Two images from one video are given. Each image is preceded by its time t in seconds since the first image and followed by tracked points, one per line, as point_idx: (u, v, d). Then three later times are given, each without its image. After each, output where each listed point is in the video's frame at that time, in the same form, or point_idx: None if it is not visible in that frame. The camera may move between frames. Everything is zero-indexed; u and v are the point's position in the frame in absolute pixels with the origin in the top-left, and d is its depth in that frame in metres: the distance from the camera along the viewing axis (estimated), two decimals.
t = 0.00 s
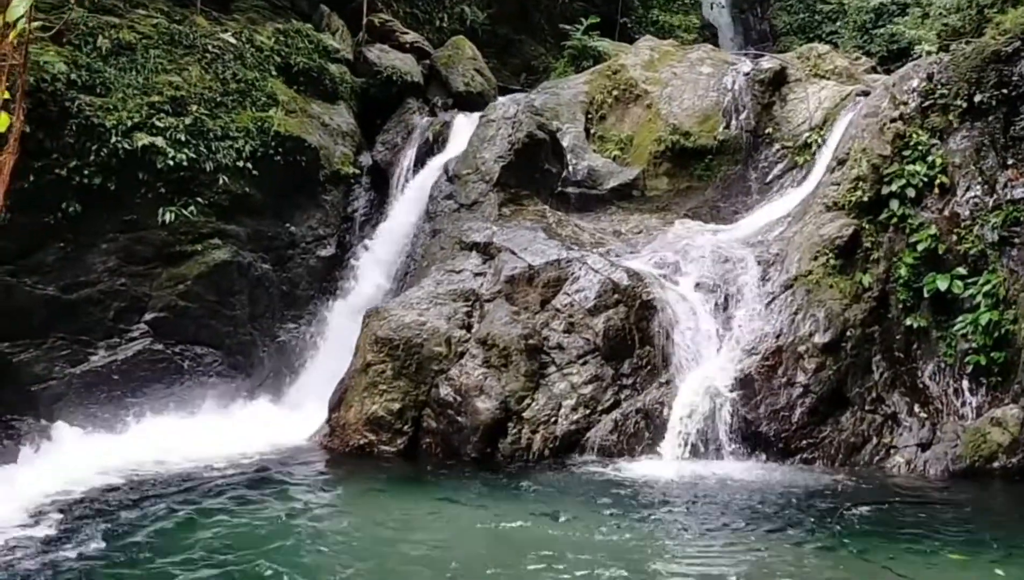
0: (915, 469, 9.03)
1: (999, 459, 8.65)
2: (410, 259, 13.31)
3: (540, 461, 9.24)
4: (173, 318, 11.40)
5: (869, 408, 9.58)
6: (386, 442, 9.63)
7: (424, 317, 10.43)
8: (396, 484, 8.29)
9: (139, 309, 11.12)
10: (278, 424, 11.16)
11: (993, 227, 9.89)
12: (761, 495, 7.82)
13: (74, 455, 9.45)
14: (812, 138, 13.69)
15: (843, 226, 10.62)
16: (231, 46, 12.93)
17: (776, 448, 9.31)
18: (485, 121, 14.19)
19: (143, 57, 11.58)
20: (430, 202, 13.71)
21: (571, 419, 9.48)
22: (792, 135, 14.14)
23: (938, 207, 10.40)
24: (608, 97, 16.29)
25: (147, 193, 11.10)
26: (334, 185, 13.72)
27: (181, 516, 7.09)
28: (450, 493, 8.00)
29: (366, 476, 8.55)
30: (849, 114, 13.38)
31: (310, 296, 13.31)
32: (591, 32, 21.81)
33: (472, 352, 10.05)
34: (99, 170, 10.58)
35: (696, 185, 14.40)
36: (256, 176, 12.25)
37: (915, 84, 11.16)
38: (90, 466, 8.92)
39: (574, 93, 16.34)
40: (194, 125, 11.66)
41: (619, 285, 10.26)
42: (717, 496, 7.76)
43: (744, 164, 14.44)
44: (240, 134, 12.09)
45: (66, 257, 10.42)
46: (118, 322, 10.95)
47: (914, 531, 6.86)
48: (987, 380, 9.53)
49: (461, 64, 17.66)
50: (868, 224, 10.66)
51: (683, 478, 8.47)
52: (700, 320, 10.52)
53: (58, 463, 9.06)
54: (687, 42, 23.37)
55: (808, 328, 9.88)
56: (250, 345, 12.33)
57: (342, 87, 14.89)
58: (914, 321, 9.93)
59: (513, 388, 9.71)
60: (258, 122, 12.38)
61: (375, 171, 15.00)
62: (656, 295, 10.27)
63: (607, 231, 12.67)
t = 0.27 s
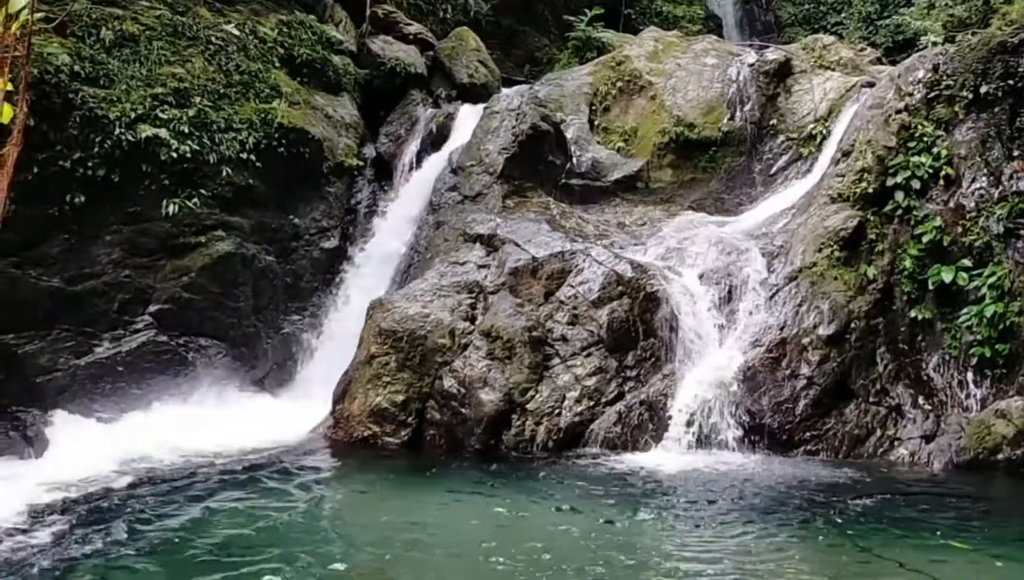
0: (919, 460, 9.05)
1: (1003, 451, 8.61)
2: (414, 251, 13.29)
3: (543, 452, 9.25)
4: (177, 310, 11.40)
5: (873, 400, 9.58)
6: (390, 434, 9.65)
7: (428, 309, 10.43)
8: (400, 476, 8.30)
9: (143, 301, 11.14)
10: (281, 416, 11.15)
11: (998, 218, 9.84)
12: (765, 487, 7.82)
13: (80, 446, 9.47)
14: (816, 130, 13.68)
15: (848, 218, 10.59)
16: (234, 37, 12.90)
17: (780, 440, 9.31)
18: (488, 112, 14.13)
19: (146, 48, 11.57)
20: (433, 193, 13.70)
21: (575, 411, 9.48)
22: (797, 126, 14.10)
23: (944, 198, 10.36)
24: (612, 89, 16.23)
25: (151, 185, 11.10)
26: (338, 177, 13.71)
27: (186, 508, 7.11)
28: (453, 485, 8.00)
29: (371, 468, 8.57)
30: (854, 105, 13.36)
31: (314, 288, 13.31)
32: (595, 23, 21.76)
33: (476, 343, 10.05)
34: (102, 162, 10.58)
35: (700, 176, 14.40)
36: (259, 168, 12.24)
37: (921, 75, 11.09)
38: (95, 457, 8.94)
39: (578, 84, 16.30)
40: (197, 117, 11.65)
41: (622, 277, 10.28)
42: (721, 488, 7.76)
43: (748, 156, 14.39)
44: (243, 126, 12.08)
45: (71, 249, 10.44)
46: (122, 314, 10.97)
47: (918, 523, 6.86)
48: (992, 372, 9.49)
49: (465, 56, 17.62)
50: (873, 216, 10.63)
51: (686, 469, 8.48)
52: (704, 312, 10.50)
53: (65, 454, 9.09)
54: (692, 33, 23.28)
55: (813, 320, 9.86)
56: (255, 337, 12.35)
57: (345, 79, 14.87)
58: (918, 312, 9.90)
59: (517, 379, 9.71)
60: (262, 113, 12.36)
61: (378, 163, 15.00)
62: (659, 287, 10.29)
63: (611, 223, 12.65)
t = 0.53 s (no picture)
0: (925, 450, 9.00)
1: (1009, 440, 8.58)
2: (418, 240, 13.27)
3: (548, 442, 9.25)
4: (182, 299, 11.40)
5: (879, 389, 9.56)
6: (395, 423, 9.65)
7: (432, 299, 10.41)
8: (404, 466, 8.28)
9: (148, 291, 11.15)
10: (286, 406, 11.13)
11: (1005, 207, 9.80)
12: (769, 476, 7.83)
13: (86, 435, 9.49)
14: (823, 118, 13.61)
15: (854, 207, 10.54)
16: (237, 26, 12.83)
17: (785, 430, 9.29)
18: (493, 101, 14.13)
19: (149, 38, 11.52)
20: (437, 182, 13.67)
21: (579, 401, 9.46)
22: (803, 114, 14.03)
23: (950, 186, 10.29)
24: (617, 77, 16.17)
25: (154, 174, 11.07)
26: (342, 166, 13.67)
27: (190, 497, 7.12)
28: (457, 475, 7.98)
29: (376, 457, 8.57)
30: (860, 93, 13.27)
31: (318, 278, 13.30)
32: (600, 11, 21.67)
33: (480, 333, 10.03)
34: (106, 152, 10.57)
35: (705, 165, 14.34)
36: (263, 158, 12.19)
37: (927, 63, 11.01)
38: (100, 446, 8.95)
39: (582, 73, 16.22)
40: (201, 107, 11.60)
41: (627, 266, 10.25)
42: (726, 478, 7.75)
43: (754, 144, 14.31)
44: (247, 115, 12.02)
45: (75, 240, 10.50)
46: (127, 304, 10.98)
47: (923, 512, 6.85)
48: (998, 361, 9.47)
49: (469, 44, 17.57)
50: (879, 205, 10.59)
51: (691, 459, 8.47)
52: (709, 301, 10.47)
53: (70, 443, 9.09)
54: (697, 20, 23.16)
55: (818, 309, 9.82)
56: (259, 327, 12.35)
57: (349, 68, 14.81)
58: (925, 302, 9.85)
59: (522, 369, 9.70)
60: (265, 102, 12.31)
61: (382, 152, 14.97)
62: (665, 276, 10.25)
63: (616, 212, 12.61)
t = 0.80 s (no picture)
0: (927, 440, 9.03)
1: (1012, 430, 8.59)
2: (422, 232, 13.30)
3: (551, 433, 9.30)
4: (187, 292, 11.48)
5: (881, 379, 9.60)
6: (399, 414, 9.71)
7: (436, 291, 10.45)
8: (408, 457, 8.31)
9: (153, 283, 11.22)
10: (290, 398, 11.19)
11: (1008, 198, 9.84)
12: (772, 466, 7.89)
13: (93, 426, 9.54)
14: (826, 109, 13.59)
15: (856, 197, 10.55)
16: (241, 18, 12.85)
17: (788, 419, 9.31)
18: (496, 93, 14.17)
19: (153, 30, 11.55)
20: (441, 175, 13.70)
21: (583, 391, 9.52)
22: (806, 105, 14.05)
23: (953, 177, 10.31)
24: (620, 69, 16.17)
25: (159, 167, 11.13)
26: (345, 159, 13.69)
27: (197, 487, 7.18)
28: (460, 465, 8.03)
29: (380, 448, 8.63)
30: (863, 84, 13.26)
31: (323, 270, 13.35)
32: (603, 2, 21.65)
33: (484, 325, 10.09)
34: (111, 145, 10.62)
35: (708, 157, 14.34)
36: (267, 150, 12.24)
37: (931, 53, 10.99)
38: (106, 437, 9.02)
39: (585, 64, 16.23)
40: (205, 99, 11.66)
41: (630, 258, 10.25)
42: (729, 468, 7.80)
43: (757, 135, 14.34)
44: (250, 108, 12.07)
45: (81, 233, 10.54)
46: (133, 296, 11.05)
47: (925, 501, 6.90)
48: (1001, 351, 9.52)
49: (472, 36, 17.63)
50: (882, 195, 10.60)
51: (694, 449, 8.52)
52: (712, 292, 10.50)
53: (77, 434, 9.16)
54: (700, 12, 23.13)
55: (821, 300, 9.84)
56: (264, 319, 12.39)
57: (352, 60, 14.83)
58: (927, 292, 9.89)
59: (525, 360, 9.75)
60: (269, 95, 12.35)
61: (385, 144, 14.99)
62: (668, 267, 10.21)
63: (618, 203, 12.64)
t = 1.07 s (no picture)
0: (930, 431, 9.03)
1: (1015, 420, 8.61)
2: (424, 225, 13.29)
3: (554, 426, 9.30)
4: (190, 285, 11.49)
5: (884, 370, 9.58)
6: (401, 407, 9.72)
7: (438, 283, 10.44)
8: (411, 449, 8.32)
9: (156, 276, 11.23)
10: (292, 391, 11.18)
11: (1012, 187, 9.88)
12: (774, 457, 7.89)
13: (97, 419, 9.55)
14: (828, 99, 13.54)
15: (859, 187, 10.51)
16: (241, 10, 12.81)
17: (790, 411, 9.31)
18: (498, 84, 14.16)
19: (154, 23, 11.53)
20: (443, 167, 13.69)
21: (585, 383, 9.53)
22: (808, 96, 14.04)
23: (957, 167, 10.27)
24: (622, 60, 16.08)
25: (161, 160, 11.11)
26: (347, 151, 13.66)
27: (199, 480, 7.18)
28: (463, 457, 8.04)
29: (383, 441, 8.63)
30: (865, 74, 13.21)
31: (325, 262, 13.34)
32: None
33: (486, 317, 10.08)
34: (112, 138, 10.61)
35: (710, 148, 14.27)
36: (269, 143, 12.22)
37: (934, 43, 10.92)
38: (109, 430, 9.03)
39: (587, 55, 16.19)
40: (206, 92, 11.65)
41: (633, 249, 10.26)
42: (731, 459, 7.81)
43: (760, 126, 14.30)
44: (252, 101, 12.04)
45: (83, 226, 10.54)
46: (135, 290, 11.06)
47: (928, 492, 6.90)
48: (1004, 342, 9.51)
49: (473, 28, 17.63)
50: (884, 185, 10.56)
51: (696, 440, 8.53)
52: (715, 283, 10.48)
53: (80, 427, 9.18)
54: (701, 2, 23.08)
55: (823, 291, 9.83)
56: (266, 311, 12.41)
57: (353, 52, 14.79)
58: (930, 283, 9.87)
59: (527, 352, 9.76)
60: (270, 87, 12.33)
61: (387, 135, 14.97)
62: (671, 259, 10.20)
63: (620, 195, 12.62)
